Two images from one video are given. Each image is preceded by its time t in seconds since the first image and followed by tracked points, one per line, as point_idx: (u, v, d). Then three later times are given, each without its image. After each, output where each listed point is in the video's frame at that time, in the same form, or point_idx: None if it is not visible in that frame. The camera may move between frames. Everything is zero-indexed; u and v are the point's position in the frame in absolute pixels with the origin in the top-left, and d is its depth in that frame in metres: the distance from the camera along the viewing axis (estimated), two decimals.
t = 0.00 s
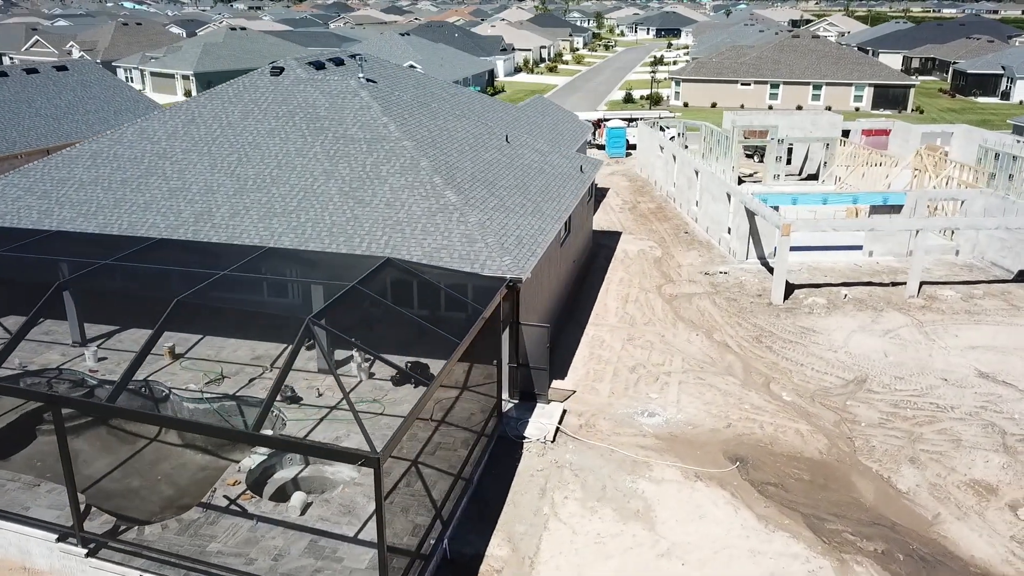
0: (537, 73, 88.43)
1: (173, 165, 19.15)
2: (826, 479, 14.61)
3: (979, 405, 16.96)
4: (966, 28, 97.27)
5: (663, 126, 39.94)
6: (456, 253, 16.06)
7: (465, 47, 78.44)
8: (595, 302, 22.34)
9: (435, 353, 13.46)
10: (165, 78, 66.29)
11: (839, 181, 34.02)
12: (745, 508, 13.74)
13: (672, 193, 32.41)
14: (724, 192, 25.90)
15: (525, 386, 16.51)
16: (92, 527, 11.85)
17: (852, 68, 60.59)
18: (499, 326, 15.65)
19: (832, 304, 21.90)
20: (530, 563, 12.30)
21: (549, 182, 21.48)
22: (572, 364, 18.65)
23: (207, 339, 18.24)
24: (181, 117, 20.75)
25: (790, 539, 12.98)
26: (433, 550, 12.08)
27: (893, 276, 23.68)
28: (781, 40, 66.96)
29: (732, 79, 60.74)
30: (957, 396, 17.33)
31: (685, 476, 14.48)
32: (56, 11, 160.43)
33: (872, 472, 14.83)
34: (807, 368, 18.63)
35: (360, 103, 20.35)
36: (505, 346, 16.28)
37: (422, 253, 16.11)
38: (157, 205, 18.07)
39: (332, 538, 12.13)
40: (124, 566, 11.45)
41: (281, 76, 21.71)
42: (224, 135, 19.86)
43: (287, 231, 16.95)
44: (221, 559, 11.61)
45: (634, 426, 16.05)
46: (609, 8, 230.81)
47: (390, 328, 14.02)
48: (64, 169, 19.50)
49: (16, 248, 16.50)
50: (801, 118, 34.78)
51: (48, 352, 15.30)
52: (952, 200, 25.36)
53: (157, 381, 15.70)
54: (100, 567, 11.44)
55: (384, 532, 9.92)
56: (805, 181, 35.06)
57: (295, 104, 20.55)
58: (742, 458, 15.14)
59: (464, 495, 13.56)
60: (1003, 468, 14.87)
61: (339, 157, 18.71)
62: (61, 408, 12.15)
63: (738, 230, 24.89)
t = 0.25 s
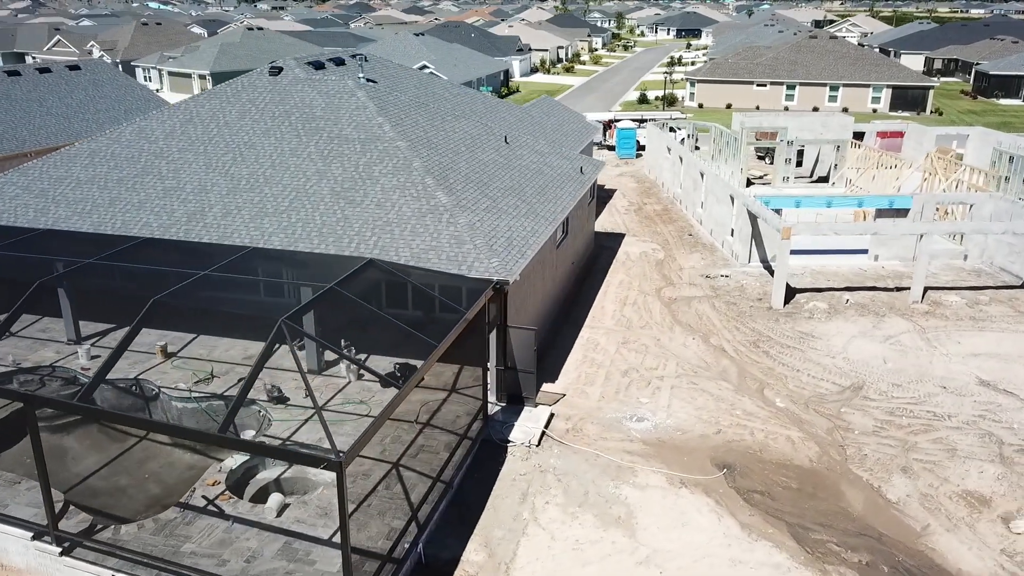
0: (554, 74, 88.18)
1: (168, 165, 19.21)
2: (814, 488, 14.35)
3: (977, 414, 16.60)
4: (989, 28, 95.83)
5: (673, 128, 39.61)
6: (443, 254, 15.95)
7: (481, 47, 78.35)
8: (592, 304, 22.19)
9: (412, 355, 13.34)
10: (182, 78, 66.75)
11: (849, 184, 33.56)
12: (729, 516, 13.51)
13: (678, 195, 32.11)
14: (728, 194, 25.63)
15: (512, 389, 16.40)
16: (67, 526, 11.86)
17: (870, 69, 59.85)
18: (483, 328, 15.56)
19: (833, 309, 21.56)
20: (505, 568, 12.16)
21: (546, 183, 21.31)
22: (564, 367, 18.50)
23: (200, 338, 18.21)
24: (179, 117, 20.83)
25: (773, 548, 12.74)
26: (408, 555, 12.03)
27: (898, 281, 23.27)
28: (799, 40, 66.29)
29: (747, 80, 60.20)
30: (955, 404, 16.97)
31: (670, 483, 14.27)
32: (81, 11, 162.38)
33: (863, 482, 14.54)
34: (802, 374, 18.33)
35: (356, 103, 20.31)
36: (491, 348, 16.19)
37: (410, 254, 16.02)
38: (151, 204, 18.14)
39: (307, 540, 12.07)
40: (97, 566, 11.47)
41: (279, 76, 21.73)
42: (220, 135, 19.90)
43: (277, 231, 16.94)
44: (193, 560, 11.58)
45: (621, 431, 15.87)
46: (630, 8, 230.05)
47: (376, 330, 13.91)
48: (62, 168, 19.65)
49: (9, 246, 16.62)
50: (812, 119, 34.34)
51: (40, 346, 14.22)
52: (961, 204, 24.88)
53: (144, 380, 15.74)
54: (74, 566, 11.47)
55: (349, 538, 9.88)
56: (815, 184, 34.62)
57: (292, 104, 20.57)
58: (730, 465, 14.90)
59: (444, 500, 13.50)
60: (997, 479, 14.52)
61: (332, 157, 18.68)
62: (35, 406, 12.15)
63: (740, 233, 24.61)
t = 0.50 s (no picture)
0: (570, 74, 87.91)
1: (164, 163, 19.29)
2: (801, 496, 14.09)
3: (974, 423, 16.24)
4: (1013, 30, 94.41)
5: (683, 129, 39.28)
6: (430, 256, 15.85)
7: (497, 48, 78.26)
8: (588, 307, 22.00)
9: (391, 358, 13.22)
10: (198, 78, 67.21)
11: (859, 187, 33.11)
12: (712, 524, 13.30)
13: (684, 197, 31.82)
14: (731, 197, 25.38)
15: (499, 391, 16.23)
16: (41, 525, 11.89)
17: (888, 70, 59.10)
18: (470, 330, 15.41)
19: (834, 313, 21.22)
20: (479, 573, 12.02)
21: (542, 184, 21.15)
22: (555, 370, 18.34)
23: (194, 336, 16.03)
24: (176, 117, 20.92)
25: (754, 558, 12.51)
26: (381, 558, 11.88)
27: (902, 286, 22.88)
28: (816, 41, 65.62)
29: (762, 81, 59.66)
30: (952, 413, 16.63)
31: (653, 489, 14.08)
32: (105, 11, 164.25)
33: (851, 491, 14.26)
34: (797, 380, 18.05)
35: (352, 103, 20.29)
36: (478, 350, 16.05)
37: (396, 254, 15.92)
38: (144, 203, 18.21)
39: (280, 542, 12.02)
40: (70, 565, 11.50)
41: (277, 76, 21.76)
42: (217, 134, 19.96)
43: (267, 231, 16.95)
44: (164, 561, 11.56)
45: (608, 435, 15.68)
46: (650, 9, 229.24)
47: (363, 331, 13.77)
48: (60, 167, 19.79)
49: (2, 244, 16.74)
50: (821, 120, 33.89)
51: (36, 346, 14.55)
52: (968, 208, 24.41)
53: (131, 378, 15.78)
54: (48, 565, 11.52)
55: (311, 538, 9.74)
56: (825, 187, 34.20)
57: (288, 104, 20.58)
58: (716, 472, 14.68)
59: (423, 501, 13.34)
60: (991, 490, 14.18)
61: (325, 157, 18.66)
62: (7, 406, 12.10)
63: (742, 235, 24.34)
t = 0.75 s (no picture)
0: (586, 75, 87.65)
1: (159, 163, 19.35)
2: (787, 505, 13.83)
3: (971, 432, 15.88)
4: None
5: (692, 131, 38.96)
6: (417, 257, 15.74)
7: (512, 48, 78.19)
8: (584, 311, 21.83)
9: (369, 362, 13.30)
10: (214, 78, 67.68)
11: (870, 190, 32.63)
12: (694, 532, 13.08)
13: (690, 199, 31.52)
14: (734, 200, 25.14)
15: (485, 395, 16.10)
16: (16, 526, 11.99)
17: (906, 71, 58.32)
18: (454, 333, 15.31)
19: (834, 318, 20.90)
20: None
21: (539, 186, 20.98)
22: (546, 374, 18.19)
23: (187, 336, 15.48)
24: (175, 116, 21.00)
25: (734, 568, 12.29)
26: (353, 562, 11.79)
27: (906, 291, 22.49)
28: (834, 42, 64.90)
29: (778, 82, 59.14)
30: (949, 421, 16.28)
31: (636, 496, 13.89)
32: (128, 11, 166.05)
33: (839, 500, 13.99)
34: (792, 386, 17.77)
35: (348, 103, 20.24)
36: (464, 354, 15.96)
37: (384, 256, 15.83)
38: (138, 202, 18.27)
39: (253, 544, 11.97)
40: (45, 564, 11.60)
41: (275, 76, 21.78)
42: (213, 134, 20.00)
43: (256, 231, 16.93)
44: (137, 561, 11.55)
45: (595, 440, 15.51)
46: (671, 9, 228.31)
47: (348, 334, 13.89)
48: (58, 166, 19.93)
49: None
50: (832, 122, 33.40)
51: (31, 345, 14.95)
52: (977, 212, 23.93)
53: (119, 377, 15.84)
54: (24, 563, 11.69)
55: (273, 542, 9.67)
56: (834, 189, 33.76)
57: (285, 104, 20.58)
58: (702, 479, 14.46)
59: (401, 505, 13.23)
60: (984, 501, 13.85)
61: (318, 158, 18.62)
62: None
63: (743, 239, 24.10)
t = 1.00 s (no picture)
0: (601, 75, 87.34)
1: (155, 162, 19.42)
2: (772, 514, 13.58)
3: (966, 442, 15.54)
4: None
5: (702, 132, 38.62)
6: (404, 258, 15.64)
7: (527, 49, 78.03)
8: (580, 313, 21.67)
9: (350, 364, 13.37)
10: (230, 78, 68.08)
11: (879, 193, 32.17)
12: (674, 540, 12.88)
13: (696, 201, 31.22)
14: (735, 202, 24.90)
15: (472, 397, 16.01)
16: None
17: (923, 72, 57.54)
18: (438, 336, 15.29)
19: (833, 324, 20.57)
20: None
21: (534, 187, 20.83)
22: (537, 377, 18.04)
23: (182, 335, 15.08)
24: (172, 116, 21.08)
25: None
26: (325, 564, 11.71)
27: (909, 296, 22.12)
28: (851, 42, 64.16)
29: (793, 83, 58.56)
30: (945, 430, 15.94)
31: (618, 502, 13.70)
32: (150, 11, 167.69)
33: (826, 510, 13.72)
34: (786, 392, 17.49)
35: (343, 103, 20.22)
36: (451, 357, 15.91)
37: (370, 257, 15.75)
38: (132, 202, 18.34)
39: (226, 546, 11.92)
40: (18, 563, 11.61)
41: (273, 76, 21.81)
42: (209, 134, 20.04)
43: (246, 231, 16.93)
44: (109, 562, 11.54)
45: (580, 445, 15.33)
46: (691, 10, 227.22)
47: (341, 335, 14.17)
48: (56, 165, 20.06)
49: None
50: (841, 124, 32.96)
51: (26, 342, 14.71)
52: (984, 216, 23.47)
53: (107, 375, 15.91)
54: None
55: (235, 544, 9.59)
56: (844, 192, 33.33)
57: (281, 104, 20.59)
58: (687, 486, 14.25)
59: (379, 507, 13.13)
60: (975, 513, 13.53)
61: (311, 158, 18.60)
62: None
63: (744, 242, 23.85)
